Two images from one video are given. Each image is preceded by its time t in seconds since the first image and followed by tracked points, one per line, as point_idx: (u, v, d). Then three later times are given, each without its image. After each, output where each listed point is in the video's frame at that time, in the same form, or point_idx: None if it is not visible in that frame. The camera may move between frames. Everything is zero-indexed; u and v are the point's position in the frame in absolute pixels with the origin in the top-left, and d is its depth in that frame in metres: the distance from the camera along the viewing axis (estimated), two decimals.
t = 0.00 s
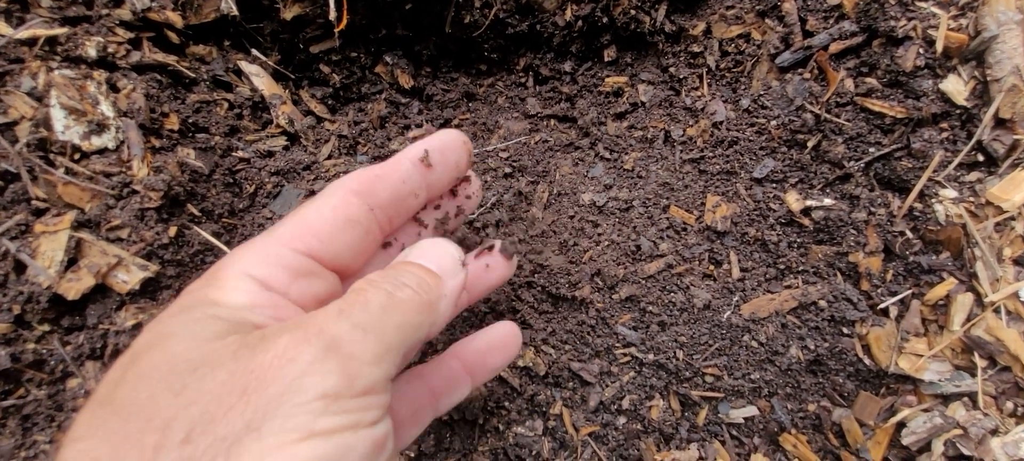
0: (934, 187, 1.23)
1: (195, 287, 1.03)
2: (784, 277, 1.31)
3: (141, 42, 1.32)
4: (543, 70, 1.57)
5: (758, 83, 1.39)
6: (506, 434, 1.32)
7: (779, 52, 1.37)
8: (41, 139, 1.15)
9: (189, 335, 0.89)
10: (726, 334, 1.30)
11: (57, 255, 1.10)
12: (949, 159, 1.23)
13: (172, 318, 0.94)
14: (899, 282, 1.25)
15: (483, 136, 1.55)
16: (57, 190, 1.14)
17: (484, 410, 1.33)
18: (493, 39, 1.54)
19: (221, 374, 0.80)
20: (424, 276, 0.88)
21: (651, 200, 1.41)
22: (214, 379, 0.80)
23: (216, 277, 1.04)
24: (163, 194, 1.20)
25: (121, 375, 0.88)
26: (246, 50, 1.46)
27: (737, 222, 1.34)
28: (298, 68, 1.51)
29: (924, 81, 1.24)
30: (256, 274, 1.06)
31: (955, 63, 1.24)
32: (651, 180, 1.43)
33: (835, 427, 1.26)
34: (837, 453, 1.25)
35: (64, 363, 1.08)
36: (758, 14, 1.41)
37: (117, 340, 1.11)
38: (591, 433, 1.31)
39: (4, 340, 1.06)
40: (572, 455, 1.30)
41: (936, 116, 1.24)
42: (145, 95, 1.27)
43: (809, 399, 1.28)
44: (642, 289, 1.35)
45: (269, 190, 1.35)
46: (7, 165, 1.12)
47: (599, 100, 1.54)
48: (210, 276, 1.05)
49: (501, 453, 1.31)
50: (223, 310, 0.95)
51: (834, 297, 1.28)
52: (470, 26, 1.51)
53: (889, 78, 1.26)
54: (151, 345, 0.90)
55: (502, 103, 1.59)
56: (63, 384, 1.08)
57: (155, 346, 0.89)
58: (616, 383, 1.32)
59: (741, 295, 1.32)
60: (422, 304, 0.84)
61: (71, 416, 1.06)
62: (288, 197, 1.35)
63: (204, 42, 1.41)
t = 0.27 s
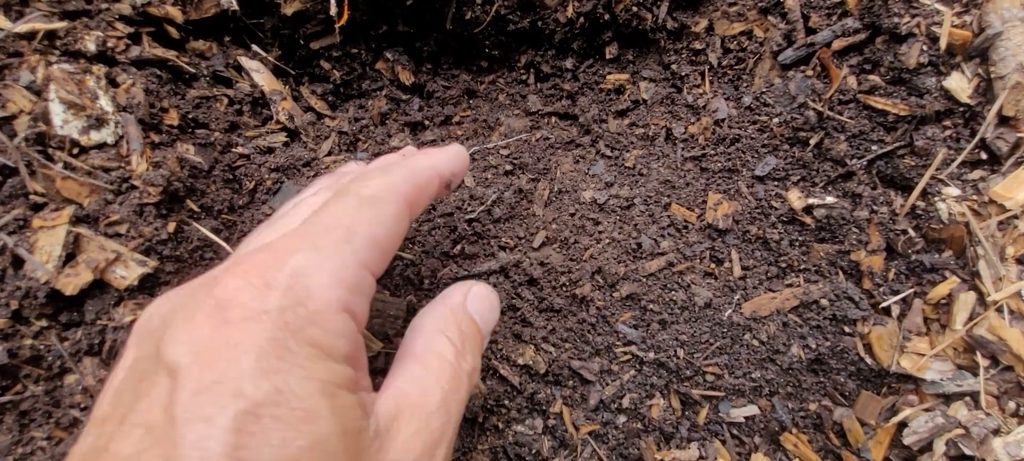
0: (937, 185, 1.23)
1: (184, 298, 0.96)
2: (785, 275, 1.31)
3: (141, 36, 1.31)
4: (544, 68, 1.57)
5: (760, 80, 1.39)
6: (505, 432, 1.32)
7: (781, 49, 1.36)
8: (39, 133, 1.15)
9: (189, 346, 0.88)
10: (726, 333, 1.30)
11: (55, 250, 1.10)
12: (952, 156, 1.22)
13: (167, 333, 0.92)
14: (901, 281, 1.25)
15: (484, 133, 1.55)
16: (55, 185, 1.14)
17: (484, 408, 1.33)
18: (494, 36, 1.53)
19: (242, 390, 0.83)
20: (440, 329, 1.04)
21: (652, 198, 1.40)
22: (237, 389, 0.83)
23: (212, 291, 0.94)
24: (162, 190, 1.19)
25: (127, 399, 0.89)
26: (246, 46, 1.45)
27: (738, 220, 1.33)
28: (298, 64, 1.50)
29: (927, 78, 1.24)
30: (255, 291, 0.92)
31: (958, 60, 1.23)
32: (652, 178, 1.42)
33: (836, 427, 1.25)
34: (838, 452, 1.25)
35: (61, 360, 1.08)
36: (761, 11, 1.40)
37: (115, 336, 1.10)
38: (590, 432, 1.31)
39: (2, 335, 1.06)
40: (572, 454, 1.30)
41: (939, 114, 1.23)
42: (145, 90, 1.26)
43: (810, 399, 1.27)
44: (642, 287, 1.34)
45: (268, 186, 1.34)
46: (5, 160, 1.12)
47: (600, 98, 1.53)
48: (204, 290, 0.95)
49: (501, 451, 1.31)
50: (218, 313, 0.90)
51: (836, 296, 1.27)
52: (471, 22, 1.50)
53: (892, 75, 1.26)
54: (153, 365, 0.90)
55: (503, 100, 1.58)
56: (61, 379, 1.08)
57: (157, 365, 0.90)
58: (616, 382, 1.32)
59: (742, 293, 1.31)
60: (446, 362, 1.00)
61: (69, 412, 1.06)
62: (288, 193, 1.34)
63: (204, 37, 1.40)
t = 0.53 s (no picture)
0: (930, 187, 1.24)
1: (248, 357, 0.99)
2: (780, 277, 1.32)
3: (141, 38, 1.32)
4: (542, 69, 1.58)
5: (756, 83, 1.40)
6: (502, 432, 1.34)
7: (777, 52, 1.37)
8: (40, 134, 1.16)
9: (266, 415, 0.91)
10: (721, 333, 1.31)
11: (57, 250, 1.11)
12: (945, 159, 1.23)
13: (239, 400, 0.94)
14: (895, 282, 1.26)
15: (481, 135, 1.56)
16: (56, 185, 1.15)
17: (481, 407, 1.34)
18: (492, 38, 1.54)
19: None
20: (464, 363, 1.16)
21: (648, 200, 1.42)
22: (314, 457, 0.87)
23: (283, 359, 0.97)
24: (163, 191, 1.20)
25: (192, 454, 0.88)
26: (246, 48, 1.46)
27: (734, 222, 1.35)
28: (298, 66, 1.51)
29: (921, 82, 1.25)
30: (329, 355, 0.97)
31: (952, 64, 1.24)
32: (649, 180, 1.43)
33: (829, 427, 1.27)
34: (831, 452, 1.26)
35: (62, 359, 1.09)
36: (756, 14, 1.41)
37: (116, 335, 1.12)
38: (586, 431, 1.32)
39: (3, 334, 1.07)
40: (568, 453, 1.31)
41: (933, 117, 1.24)
42: (145, 92, 1.27)
43: (803, 399, 1.28)
44: (638, 288, 1.35)
45: (267, 187, 1.35)
46: (6, 161, 1.13)
47: (597, 100, 1.54)
48: (276, 354, 0.98)
49: (497, 451, 1.32)
50: (298, 383, 0.94)
51: (830, 297, 1.28)
52: (469, 25, 1.51)
53: (886, 78, 1.27)
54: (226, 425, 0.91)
55: (501, 102, 1.59)
56: (62, 379, 1.09)
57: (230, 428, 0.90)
58: (612, 382, 1.33)
59: (737, 294, 1.33)
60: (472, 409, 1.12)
61: (70, 411, 1.08)
62: (287, 195, 1.35)
63: (204, 39, 1.41)
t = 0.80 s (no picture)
0: (931, 184, 1.24)
1: (250, 239, 1.02)
2: (780, 273, 1.32)
3: (142, 35, 1.32)
4: (542, 67, 1.58)
5: (756, 80, 1.40)
6: (501, 428, 1.35)
7: (776, 49, 1.38)
8: (40, 130, 1.16)
9: (252, 326, 0.93)
10: (722, 330, 1.31)
11: (56, 245, 1.11)
12: (945, 156, 1.23)
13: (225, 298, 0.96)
14: (896, 279, 1.25)
15: (481, 132, 1.55)
16: (56, 180, 1.15)
17: (481, 404, 1.35)
18: (491, 35, 1.54)
19: (314, 354, 0.93)
20: (458, 231, 1.15)
21: (648, 196, 1.41)
22: (321, 374, 0.93)
23: (283, 242, 0.99)
24: (163, 186, 1.20)
25: (172, 343, 0.92)
26: (245, 44, 1.46)
27: (734, 218, 1.34)
28: (298, 63, 1.51)
29: (921, 78, 1.25)
30: (321, 238, 0.98)
31: (952, 61, 1.24)
32: (649, 177, 1.43)
33: (830, 423, 1.27)
34: (831, 449, 1.26)
35: (62, 354, 1.10)
36: (757, 11, 1.40)
37: (115, 330, 1.12)
38: (586, 428, 1.32)
39: (3, 329, 1.07)
40: (568, 449, 1.32)
41: (933, 114, 1.24)
42: (145, 88, 1.27)
43: (804, 396, 1.28)
44: (639, 285, 1.35)
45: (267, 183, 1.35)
46: (7, 156, 1.13)
47: (597, 97, 1.54)
48: (277, 232, 1.01)
49: (497, 447, 1.33)
50: (288, 298, 0.96)
51: (830, 293, 1.28)
52: (469, 22, 1.51)
53: (886, 75, 1.27)
54: (208, 320, 0.94)
55: (502, 99, 1.59)
56: (61, 373, 1.10)
57: (212, 328, 0.93)
58: (612, 379, 1.33)
59: (737, 291, 1.32)
60: (460, 265, 1.13)
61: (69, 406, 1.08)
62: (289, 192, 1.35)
63: (204, 35, 1.41)
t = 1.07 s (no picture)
0: (932, 184, 1.22)
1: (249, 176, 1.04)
2: (779, 275, 1.30)
3: (132, 32, 1.30)
4: (538, 65, 1.56)
5: (755, 78, 1.38)
6: (497, 432, 1.33)
7: (776, 47, 1.36)
8: (27, 128, 1.14)
9: (261, 249, 0.97)
10: (720, 332, 1.29)
11: (43, 246, 1.09)
12: (947, 156, 1.22)
13: (235, 227, 0.99)
14: (896, 281, 1.24)
15: (477, 130, 1.53)
16: (43, 180, 1.13)
17: (476, 406, 1.33)
18: (488, 33, 1.52)
19: (320, 279, 0.97)
20: (451, 180, 1.18)
21: (645, 197, 1.40)
22: (330, 304, 0.97)
23: (288, 184, 1.01)
24: (152, 186, 1.18)
25: (191, 263, 0.97)
26: (238, 42, 1.43)
27: (732, 219, 1.33)
28: (291, 60, 1.49)
29: (923, 77, 1.23)
30: (316, 170, 1.01)
31: (954, 59, 1.23)
32: (646, 176, 1.41)
33: (829, 427, 1.25)
34: (831, 453, 1.24)
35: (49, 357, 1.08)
36: (756, 8, 1.39)
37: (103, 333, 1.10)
38: (582, 431, 1.31)
39: None
40: (564, 453, 1.30)
41: (935, 113, 1.23)
42: (135, 86, 1.25)
43: (803, 399, 1.26)
44: (635, 286, 1.34)
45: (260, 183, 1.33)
46: None
47: (595, 96, 1.52)
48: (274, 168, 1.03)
49: (493, 451, 1.32)
50: (292, 227, 0.99)
51: (830, 295, 1.26)
52: (464, 19, 1.49)
53: (887, 74, 1.25)
54: (221, 246, 0.98)
55: (498, 97, 1.57)
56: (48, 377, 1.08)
57: (225, 252, 0.97)
58: (608, 381, 1.31)
59: (735, 292, 1.31)
60: (453, 204, 1.16)
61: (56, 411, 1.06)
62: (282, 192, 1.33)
63: (196, 33, 1.39)
